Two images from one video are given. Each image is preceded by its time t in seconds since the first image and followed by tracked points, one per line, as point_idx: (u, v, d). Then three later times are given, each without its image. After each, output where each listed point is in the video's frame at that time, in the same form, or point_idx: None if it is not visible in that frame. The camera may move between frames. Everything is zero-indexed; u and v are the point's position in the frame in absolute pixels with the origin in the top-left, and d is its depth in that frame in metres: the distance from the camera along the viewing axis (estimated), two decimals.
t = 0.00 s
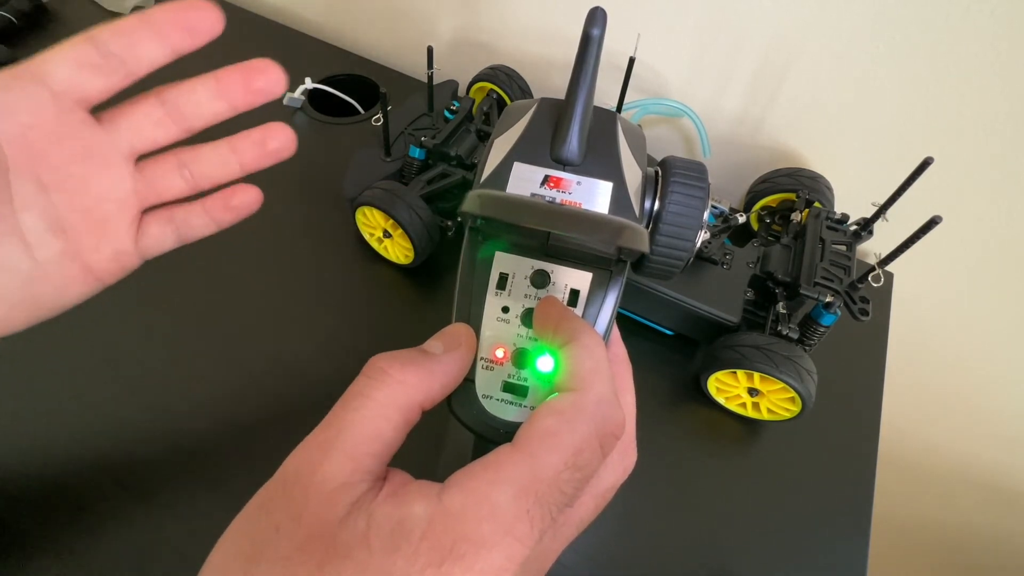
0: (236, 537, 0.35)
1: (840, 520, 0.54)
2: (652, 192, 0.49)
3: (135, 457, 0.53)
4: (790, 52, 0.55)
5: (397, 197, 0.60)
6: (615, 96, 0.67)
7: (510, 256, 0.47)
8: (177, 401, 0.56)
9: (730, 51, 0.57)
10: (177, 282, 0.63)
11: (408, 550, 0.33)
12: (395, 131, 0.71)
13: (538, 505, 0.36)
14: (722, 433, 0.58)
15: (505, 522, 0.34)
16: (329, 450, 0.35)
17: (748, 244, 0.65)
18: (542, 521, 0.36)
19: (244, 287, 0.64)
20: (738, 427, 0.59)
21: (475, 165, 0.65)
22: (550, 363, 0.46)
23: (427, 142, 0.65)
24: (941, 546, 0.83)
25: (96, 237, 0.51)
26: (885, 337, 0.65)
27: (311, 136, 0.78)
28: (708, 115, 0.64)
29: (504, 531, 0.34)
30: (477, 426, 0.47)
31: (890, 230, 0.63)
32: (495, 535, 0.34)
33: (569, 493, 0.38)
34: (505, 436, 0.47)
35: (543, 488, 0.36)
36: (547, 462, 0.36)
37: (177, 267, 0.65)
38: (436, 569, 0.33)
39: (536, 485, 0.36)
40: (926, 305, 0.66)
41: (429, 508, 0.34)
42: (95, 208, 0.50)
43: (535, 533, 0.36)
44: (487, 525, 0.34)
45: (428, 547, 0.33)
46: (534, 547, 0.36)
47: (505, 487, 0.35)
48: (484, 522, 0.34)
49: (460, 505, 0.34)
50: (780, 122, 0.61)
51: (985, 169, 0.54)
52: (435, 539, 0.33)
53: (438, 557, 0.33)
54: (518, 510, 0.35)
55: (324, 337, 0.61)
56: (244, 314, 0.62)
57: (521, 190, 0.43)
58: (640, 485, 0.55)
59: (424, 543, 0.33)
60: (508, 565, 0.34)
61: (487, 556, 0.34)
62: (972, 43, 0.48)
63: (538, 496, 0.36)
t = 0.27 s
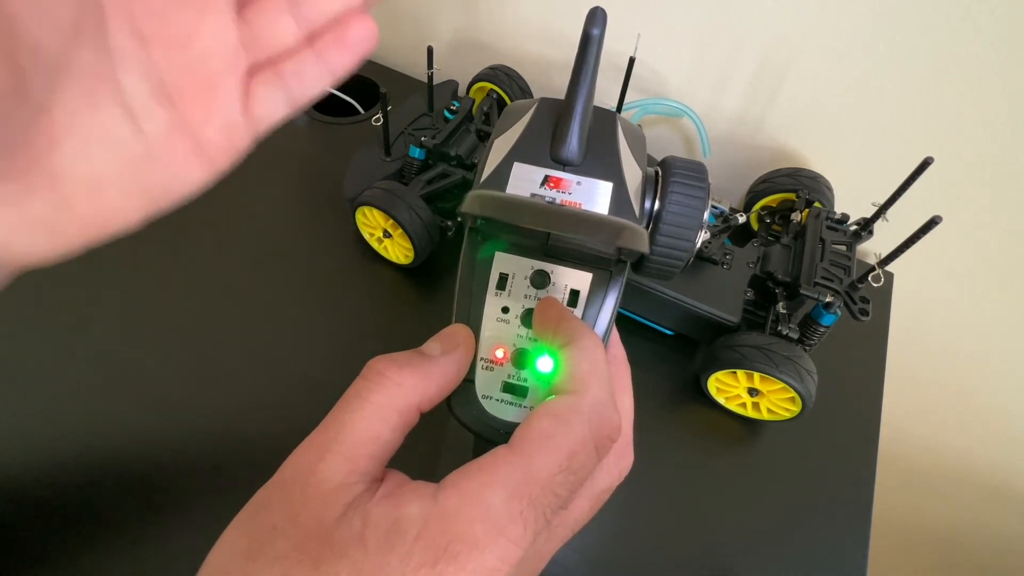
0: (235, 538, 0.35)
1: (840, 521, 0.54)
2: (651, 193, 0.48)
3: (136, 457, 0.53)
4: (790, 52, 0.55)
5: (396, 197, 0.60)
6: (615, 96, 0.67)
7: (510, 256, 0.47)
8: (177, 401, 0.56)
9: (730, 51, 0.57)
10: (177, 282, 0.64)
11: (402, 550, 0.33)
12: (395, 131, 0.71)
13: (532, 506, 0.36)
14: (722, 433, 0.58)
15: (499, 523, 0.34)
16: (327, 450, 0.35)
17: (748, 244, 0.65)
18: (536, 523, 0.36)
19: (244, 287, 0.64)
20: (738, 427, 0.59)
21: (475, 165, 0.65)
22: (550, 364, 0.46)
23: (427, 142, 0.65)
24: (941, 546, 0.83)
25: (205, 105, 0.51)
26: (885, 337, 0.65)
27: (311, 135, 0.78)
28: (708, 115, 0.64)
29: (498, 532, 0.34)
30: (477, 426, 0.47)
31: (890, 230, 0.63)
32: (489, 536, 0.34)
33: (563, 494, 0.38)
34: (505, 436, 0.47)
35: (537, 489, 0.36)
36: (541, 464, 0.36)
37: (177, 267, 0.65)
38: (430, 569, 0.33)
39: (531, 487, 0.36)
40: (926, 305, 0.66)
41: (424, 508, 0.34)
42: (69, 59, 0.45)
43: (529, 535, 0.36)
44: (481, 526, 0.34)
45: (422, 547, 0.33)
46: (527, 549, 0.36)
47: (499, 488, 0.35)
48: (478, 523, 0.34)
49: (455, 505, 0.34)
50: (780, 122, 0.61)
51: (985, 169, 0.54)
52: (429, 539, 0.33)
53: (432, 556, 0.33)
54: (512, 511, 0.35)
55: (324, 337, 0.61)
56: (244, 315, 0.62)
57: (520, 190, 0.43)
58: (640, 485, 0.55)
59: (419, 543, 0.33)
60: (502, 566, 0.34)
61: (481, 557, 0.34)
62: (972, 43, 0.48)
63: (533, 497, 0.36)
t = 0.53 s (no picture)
0: (236, 538, 0.35)
1: (840, 521, 0.54)
2: (651, 192, 0.48)
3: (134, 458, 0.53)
4: (791, 53, 0.55)
5: (396, 197, 0.60)
6: (615, 96, 0.67)
7: (510, 256, 0.47)
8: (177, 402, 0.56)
9: (730, 51, 0.57)
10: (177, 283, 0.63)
11: (401, 547, 0.33)
12: (395, 131, 0.71)
13: (531, 504, 0.36)
14: (722, 433, 0.58)
15: (498, 521, 0.34)
16: (328, 450, 0.35)
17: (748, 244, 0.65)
18: (535, 521, 0.36)
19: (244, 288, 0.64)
20: (738, 427, 0.59)
21: (475, 165, 0.65)
22: (550, 364, 0.46)
23: (427, 142, 0.65)
24: (941, 546, 0.83)
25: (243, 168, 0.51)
26: (885, 337, 0.65)
27: (311, 136, 0.78)
28: (708, 115, 0.64)
29: (497, 530, 0.34)
30: (477, 426, 0.47)
31: (890, 230, 0.63)
32: (488, 534, 0.34)
33: (563, 493, 0.38)
34: (505, 436, 0.47)
35: (537, 488, 0.36)
36: (540, 464, 0.36)
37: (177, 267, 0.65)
38: (430, 566, 0.33)
39: (530, 485, 0.36)
40: (926, 305, 0.66)
41: (423, 505, 0.34)
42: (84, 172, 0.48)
43: (528, 533, 0.36)
44: (480, 524, 0.34)
45: (421, 545, 0.33)
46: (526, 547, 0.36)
47: (498, 486, 0.35)
48: (477, 521, 0.34)
49: (454, 503, 0.34)
50: (780, 122, 0.61)
51: (986, 169, 0.54)
52: (429, 536, 0.33)
53: (432, 553, 0.33)
54: (511, 510, 0.35)
55: (324, 337, 0.61)
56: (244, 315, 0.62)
57: (520, 189, 0.43)
58: (640, 485, 0.55)
59: (418, 540, 0.33)
60: (500, 564, 0.34)
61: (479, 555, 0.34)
62: (973, 43, 0.48)
63: (532, 496, 0.36)
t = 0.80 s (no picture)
0: (239, 538, 0.35)
1: (840, 521, 0.54)
2: (651, 192, 0.48)
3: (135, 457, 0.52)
4: (791, 53, 0.55)
5: (396, 197, 0.60)
6: (615, 96, 0.67)
7: (510, 256, 0.47)
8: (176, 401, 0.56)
9: (730, 51, 0.57)
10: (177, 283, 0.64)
11: (401, 546, 0.33)
12: (395, 131, 0.71)
13: (530, 504, 0.36)
14: (722, 433, 0.58)
15: (497, 520, 0.35)
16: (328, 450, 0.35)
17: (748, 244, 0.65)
18: (534, 521, 0.36)
19: (244, 288, 0.64)
20: (738, 427, 0.59)
21: (475, 165, 0.65)
22: (550, 364, 0.46)
23: (426, 142, 0.65)
24: (941, 547, 0.83)
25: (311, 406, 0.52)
26: (886, 337, 0.65)
27: (311, 136, 0.78)
28: (708, 115, 0.64)
29: (496, 529, 0.34)
30: (477, 426, 0.47)
31: (890, 230, 0.63)
32: (487, 533, 0.34)
33: (562, 494, 0.38)
34: (505, 436, 0.47)
35: (536, 488, 0.36)
36: (540, 464, 0.36)
37: (177, 268, 0.65)
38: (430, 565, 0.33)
39: (529, 486, 0.36)
40: (926, 305, 0.66)
41: (423, 505, 0.34)
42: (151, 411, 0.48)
43: (527, 533, 0.36)
44: (480, 523, 0.34)
45: (421, 543, 0.33)
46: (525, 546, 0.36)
47: (498, 486, 0.35)
48: (476, 520, 0.34)
49: (453, 502, 0.34)
50: (780, 122, 0.61)
51: (986, 170, 0.54)
52: (428, 535, 0.33)
53: (432, 552, 0.33)
54: (510, 510, 0.35)
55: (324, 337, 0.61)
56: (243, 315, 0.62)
57: (520, 190, 0.43)
58: (639, 484, 0.55)
59: (418, 540, 0.33)
60: (499, 562, 0.34)
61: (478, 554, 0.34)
62: (972, 43, 0.48)
63: (531, 496, 0.36)
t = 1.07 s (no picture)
0: (237, 535, 0.35)
1: (840, 521, 0.54)
2: (651, 192, 0.48)
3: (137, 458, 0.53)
4: (790, 53, 0.55)
5: (396, 197, 0.60)
6: (615, 96, 0.67)
7: (510, 256, 0.47)
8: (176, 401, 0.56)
9: (730, 52, 0.57)
10: (178, 283, 0.64)
11: (397, 542, 0.33)
12: (395, 131, 0.71)
13: (527, 505, 0.36)
14: (723, 433, 0.58)
15: (493, 519, 0.34)
16: (325, 448, 0.35)
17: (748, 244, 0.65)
18: (530, 520, 0.36)
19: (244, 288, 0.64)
20: (738, 427, 0.59)
21: (475, 165, 0.65)
22: (550, 364, 0.46)
23: (426, 142, 0.65)
24: (942, 547, 0.83)
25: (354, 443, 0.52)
26: (885, 337, 0.65)
27: (311, 136, 0.78)
28: (708, 115, 0.64)
29: (492, 528, 0.34)
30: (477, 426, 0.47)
31: (890, 230, 0.63)
32: (482, 532, 0.34)
33: (560, 495, 0.38)
34: (505, 436, 0.47)
35: (533, 488, 0.36)
36: (538, 464, 0.36)
37: (177, 267, 0.65)
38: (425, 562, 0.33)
39: (527, 486, 0.36)
40: (926, 305, 0.66)
41: (419, 502, 0.34)
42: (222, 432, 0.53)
43: (523, 532, 0.36)
44: (476, 521, 0.34)
45: (416, 540, 0.33)
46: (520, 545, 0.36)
47: (495, 485, 0.35)
48: (472, 518, 0.34)
49: (449, 499, 0.34)
50: (780, 122, 0.61)
51: (986, 170, 0.54)
52: (424, 532, 0.33)
53: (427, 550, 0.33)
54: (506, 509, 0.35)
55: (324, 337, 0.61)
56: (243, 315, 0.62)
57: (520, 190, 0.43)
58: (640, 484, 0.55)
59: (413, 536, 0.33)
60: (494, 561, 0.34)
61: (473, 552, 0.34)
62: (972, 43, 0.48)
63: (529, 496, 0.36)
